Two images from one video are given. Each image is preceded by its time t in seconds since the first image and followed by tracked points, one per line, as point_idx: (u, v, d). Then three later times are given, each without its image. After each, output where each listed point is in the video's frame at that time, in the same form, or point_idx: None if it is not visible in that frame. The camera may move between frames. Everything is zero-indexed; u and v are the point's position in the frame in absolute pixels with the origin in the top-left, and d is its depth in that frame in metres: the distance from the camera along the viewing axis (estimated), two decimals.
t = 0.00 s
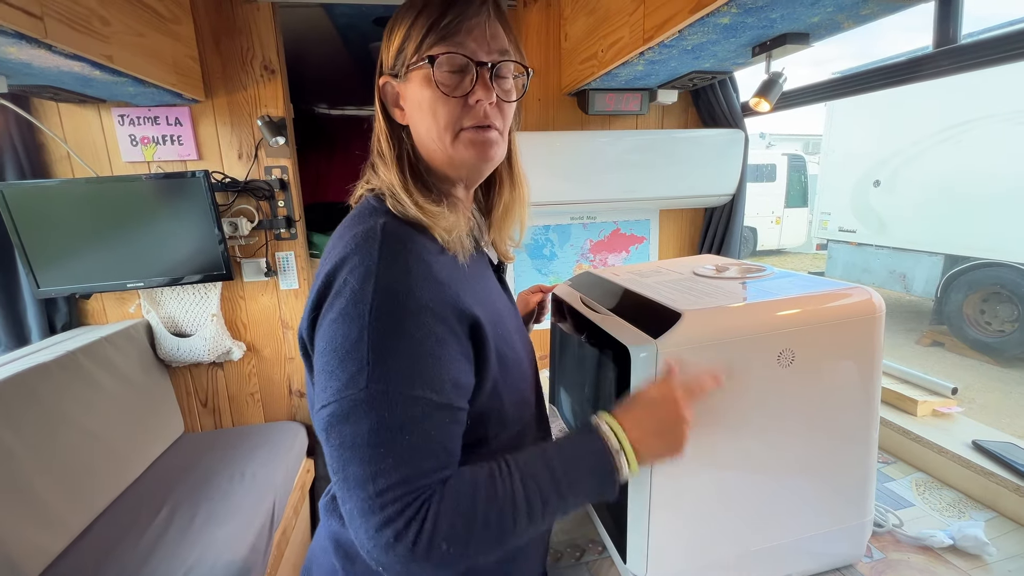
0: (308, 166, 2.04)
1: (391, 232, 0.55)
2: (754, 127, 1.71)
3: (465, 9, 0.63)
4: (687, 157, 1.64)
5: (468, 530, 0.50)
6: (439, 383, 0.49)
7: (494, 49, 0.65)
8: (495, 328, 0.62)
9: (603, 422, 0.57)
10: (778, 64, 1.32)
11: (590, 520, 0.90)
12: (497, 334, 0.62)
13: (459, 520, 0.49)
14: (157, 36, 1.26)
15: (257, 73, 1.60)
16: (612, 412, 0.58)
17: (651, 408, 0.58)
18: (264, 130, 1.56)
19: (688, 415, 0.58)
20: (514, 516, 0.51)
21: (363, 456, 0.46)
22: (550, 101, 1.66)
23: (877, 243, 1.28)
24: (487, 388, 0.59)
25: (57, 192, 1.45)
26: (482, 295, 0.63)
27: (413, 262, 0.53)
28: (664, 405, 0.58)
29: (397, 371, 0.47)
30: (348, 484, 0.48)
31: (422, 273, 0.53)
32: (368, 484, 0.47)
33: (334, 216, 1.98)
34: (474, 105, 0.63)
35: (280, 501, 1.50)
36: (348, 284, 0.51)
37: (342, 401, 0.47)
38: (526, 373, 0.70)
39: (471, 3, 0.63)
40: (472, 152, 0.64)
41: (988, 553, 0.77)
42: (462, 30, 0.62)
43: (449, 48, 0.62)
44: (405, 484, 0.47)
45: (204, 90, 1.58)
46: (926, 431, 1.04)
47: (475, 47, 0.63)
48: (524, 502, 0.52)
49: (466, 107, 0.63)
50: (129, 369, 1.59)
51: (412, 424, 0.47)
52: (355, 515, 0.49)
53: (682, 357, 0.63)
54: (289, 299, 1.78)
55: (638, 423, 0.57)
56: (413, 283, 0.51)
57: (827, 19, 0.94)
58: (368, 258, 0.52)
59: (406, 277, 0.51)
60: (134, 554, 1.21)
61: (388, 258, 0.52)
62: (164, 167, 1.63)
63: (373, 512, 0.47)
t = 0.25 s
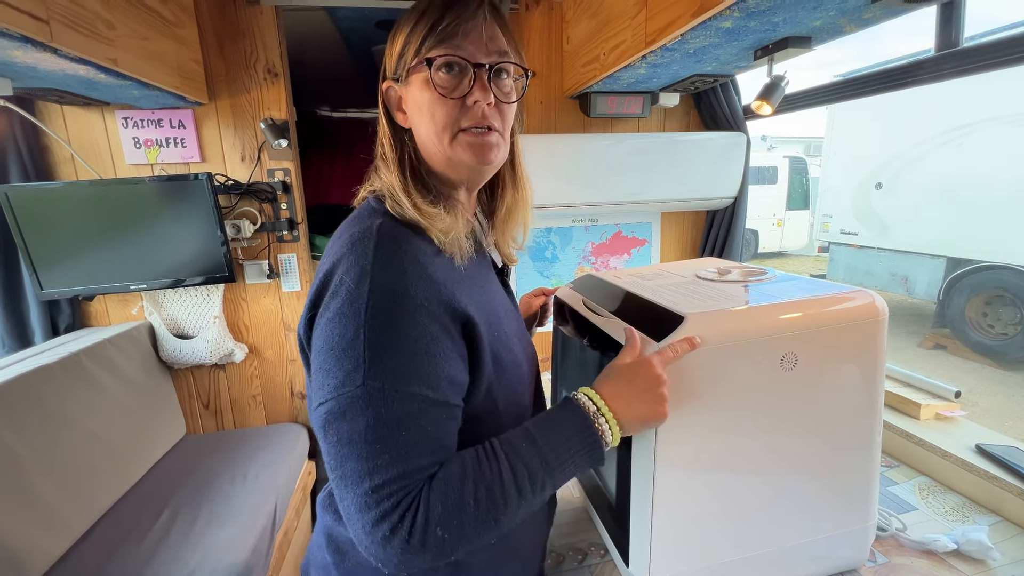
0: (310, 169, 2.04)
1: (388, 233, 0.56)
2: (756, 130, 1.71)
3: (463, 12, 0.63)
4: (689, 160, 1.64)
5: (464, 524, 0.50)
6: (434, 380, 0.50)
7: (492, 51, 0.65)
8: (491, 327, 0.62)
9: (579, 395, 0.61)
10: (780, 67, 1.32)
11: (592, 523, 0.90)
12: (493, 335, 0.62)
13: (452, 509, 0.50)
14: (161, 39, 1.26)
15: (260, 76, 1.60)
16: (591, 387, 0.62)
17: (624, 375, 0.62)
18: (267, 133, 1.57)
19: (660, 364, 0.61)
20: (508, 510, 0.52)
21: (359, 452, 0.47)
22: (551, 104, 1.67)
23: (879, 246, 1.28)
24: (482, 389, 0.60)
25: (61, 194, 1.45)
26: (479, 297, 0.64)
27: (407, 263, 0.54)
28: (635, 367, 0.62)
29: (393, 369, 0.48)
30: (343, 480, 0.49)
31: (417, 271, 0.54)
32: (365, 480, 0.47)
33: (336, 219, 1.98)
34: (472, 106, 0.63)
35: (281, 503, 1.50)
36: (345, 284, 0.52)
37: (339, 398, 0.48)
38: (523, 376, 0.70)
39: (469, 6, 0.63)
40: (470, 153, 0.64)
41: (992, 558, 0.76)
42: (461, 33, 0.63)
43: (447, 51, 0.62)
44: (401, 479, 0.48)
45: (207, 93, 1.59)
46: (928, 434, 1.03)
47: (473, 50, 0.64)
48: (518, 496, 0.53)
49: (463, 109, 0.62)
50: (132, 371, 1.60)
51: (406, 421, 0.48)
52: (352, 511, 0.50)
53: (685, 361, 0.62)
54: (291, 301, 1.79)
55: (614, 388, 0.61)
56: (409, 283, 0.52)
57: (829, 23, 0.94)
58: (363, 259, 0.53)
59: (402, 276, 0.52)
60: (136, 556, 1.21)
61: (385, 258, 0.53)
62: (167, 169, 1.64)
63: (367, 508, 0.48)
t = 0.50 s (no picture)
0: (313, 171, 2.05)
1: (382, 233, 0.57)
2: (757, 133, 1.71)
3: (462, 18, 0.64)
4: (690, 163, 1.64)
5: (464, 519, 0.51)
6: (429, 376, 0.50)
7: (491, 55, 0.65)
8: (484, 327, 0.63)
9: (578, 391, 0.62)
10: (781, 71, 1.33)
11: (594, 526, 0.90)
12: (486, 335, 0.63)
13: (451, 504, 0.50)
14: (165, 42, 1.27)
15: (264, 79, 1.61)
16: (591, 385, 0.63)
17: (624, 372, 0.62)
18: (270, 135, 1.57)
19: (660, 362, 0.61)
20: (508, 504, 0.52)
21: (358, 449, 0.47)
22: (553, 107, 1.67)
23: (880, 248, 1.28)
24: (475, 389, 0.60)
25: (65, 196, 1.46)
26: (472, 297, 0.65)
27: (401, 263, 0.55)
28: (635, 365, 0.62)
29: (389, 364, 0.48)
30: (342, 477, 0.49)
31: (410, 270, 0.54)
32: (365, 476, 0.47)
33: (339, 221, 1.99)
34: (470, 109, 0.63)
35: (283, 505, 1.50)
36: (339, 284, 0.52)
37: (337, 396, 0.48)
38: (518, 378, 0.70)
39: (468, 12, 0.64)
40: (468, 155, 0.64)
41: (994, 562, 0.76)
42: (460, 38, 0.63)
43: (446, 56, 0.63)
44: (401, 474, 0.48)
45: (211, 96, 1.59)
46: (930, 438, 1.03)
47: (472, 55, 0.64)
48: (517, 491, 0.53)
49: (462, 112, 0.63)
50: (134, 373, 1.60)
51: (403, 416, 0.48)
52: (352, 509, 0.50)
53: (687, 364, 0.63)
54: (293, 303, 1.79)
55: (614, 385, 0.61)
56: (403, 282, 0.53)
57: (830, 28, 0.94)
58: (357, 259, 0.53)
59: (397, 274, 0.53)
60: (138, 558, 1.21)
61: (379, 258, 0.54)
62: (171, 171, 1.65)
63: (366, 504, 0.48)
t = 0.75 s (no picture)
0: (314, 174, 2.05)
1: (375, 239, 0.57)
2: (757, 137, 1.71)
3: (464, 30, 0.64)
4: (690, 167, 1.65)
5: (465, 520, 0.51)
6: (424, 379, 0.51)
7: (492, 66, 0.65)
8: (475, 332, 0.64)
9: (579, 394, 0.62)
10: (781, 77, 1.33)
11: (594, 531, 0.90)
12: (478, 339, 0.64)
13: (451, 506, 0.50)
14: (169, 48, 1.28)
15: (266, 83, 1.62)
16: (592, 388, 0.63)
17: (623, 375, 0.62)
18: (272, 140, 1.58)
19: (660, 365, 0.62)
20: (508, 506, 0.53)
21: (356, 453, 0.47)
22: (554, 112, 1.68)
23: (882, 250, 1.28)
24: (469, 393, 0.61)
25: (67, 200, 1.47)
26: (465, 302, 0.65)
27: (395, 268, 0.55)
28: (635, 368, 0.62)
29: (385, 367, 0.49)
30: (340, 482, 0.49)
31: (402, 274, 0.55)
32: (363, 480, 0.48)
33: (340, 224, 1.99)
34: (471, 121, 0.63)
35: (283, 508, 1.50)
36: (331, 290, 0.52)
37: (333, 401, 0.48)
38: (511, 383, 0.70)
39: (470, 25, 0.65)
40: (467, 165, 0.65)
41: (994, 569, 0.76)
42: (462, 50, 0.64)
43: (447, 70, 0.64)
44: (401, 476, 0.48)
45: (214, 100, 1.60)
46: (930, 444, 1.03)
47: (473, 66, 0.65)
48: (517, 493, 0.53)
49: (463, 123, 0.63)
50: (136, 376, 1.60)
51: (400, 419, 0.48)
52: (352, 514, 0.50)
53: (686, 371, 0.63)
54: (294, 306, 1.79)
55: (613, 387, 0.61)
56: (397, 285, 0.53)
57: (830, 35, 0.95)
58: (349, 264, 0.53)
59: (391, 279, 0.53)
60: (139, 562, 1.21)
61: (373, 261, 0.54)
62: (173, 175, 1.65)
63: (367, 508, 0.48)
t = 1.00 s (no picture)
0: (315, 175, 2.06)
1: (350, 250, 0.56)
2: (757, 138, 1.71)
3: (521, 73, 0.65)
4: (691, 168, 1.65)
5: (468, 523, 0.51)
6: (410, 385, 0.51)
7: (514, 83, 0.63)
8: (461, 334, 0.64)
9: (580, 394, 0.61)
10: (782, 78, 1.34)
11: (595, 532, 0.90)
12: (463, 343, 0.64)
13: (452, 510, 0.51)
14: (171, 49, 1.28)
15: (268, 84, 1.62)
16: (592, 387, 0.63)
17: (624, 374, 0.63)
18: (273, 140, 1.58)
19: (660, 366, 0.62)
20: (511, 508, 0.53)
21: (350, 465, 0.48)
22: (555, 113, 1.68)
23: (882, 251, 1.29)
24: (456, 398, 0.61)
25: (69, 200, 1.47)
26: (450, 305, 0.65)
27: (377, 276, 0.55)
28: (635, 368, 0.63)
29: (369, 378, 0.49)
30: (338, 494, 0.50)
31: (383, 282, 0.55)
32: (360, 490, 0.48)
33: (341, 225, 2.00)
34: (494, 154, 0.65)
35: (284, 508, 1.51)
36: (310, 304, 0.53)
37: (323, 414, 0.49)
38: (499, 385, 0.71)
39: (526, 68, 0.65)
40: (468, 182, 0.65)
41: (993, 569, 0.76)
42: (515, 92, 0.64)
43: (468, 82, 0.60)
44: (398, 483, 0.49)
45: (215, 101, 1.60)
46: (930, 445, 1.03)
47: (515, 108, 0.67)
48: (519, 494, 0.53)
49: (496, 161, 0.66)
50: (137, 376, 1.61)
51: (389, 427, 0.49)
52: (355, 525, 0.51)
53: (686, 372, 0.63)
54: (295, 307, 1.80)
55: (614, 386, 0.61)
56: (380, 295, 0.53)
57: (831, 38, 0.95)
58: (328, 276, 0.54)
59: (374, 288, 0.53)
60: (140, 562, 1.22)
61: (353, 269, 0.54)
62: (175, 176, 1.65)
63: (367, 518, 0.49)
